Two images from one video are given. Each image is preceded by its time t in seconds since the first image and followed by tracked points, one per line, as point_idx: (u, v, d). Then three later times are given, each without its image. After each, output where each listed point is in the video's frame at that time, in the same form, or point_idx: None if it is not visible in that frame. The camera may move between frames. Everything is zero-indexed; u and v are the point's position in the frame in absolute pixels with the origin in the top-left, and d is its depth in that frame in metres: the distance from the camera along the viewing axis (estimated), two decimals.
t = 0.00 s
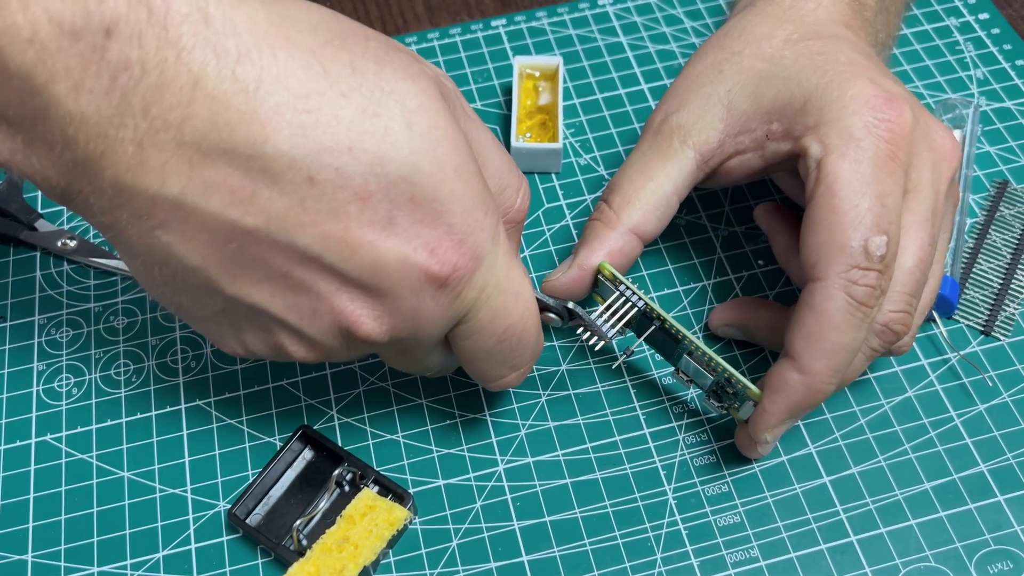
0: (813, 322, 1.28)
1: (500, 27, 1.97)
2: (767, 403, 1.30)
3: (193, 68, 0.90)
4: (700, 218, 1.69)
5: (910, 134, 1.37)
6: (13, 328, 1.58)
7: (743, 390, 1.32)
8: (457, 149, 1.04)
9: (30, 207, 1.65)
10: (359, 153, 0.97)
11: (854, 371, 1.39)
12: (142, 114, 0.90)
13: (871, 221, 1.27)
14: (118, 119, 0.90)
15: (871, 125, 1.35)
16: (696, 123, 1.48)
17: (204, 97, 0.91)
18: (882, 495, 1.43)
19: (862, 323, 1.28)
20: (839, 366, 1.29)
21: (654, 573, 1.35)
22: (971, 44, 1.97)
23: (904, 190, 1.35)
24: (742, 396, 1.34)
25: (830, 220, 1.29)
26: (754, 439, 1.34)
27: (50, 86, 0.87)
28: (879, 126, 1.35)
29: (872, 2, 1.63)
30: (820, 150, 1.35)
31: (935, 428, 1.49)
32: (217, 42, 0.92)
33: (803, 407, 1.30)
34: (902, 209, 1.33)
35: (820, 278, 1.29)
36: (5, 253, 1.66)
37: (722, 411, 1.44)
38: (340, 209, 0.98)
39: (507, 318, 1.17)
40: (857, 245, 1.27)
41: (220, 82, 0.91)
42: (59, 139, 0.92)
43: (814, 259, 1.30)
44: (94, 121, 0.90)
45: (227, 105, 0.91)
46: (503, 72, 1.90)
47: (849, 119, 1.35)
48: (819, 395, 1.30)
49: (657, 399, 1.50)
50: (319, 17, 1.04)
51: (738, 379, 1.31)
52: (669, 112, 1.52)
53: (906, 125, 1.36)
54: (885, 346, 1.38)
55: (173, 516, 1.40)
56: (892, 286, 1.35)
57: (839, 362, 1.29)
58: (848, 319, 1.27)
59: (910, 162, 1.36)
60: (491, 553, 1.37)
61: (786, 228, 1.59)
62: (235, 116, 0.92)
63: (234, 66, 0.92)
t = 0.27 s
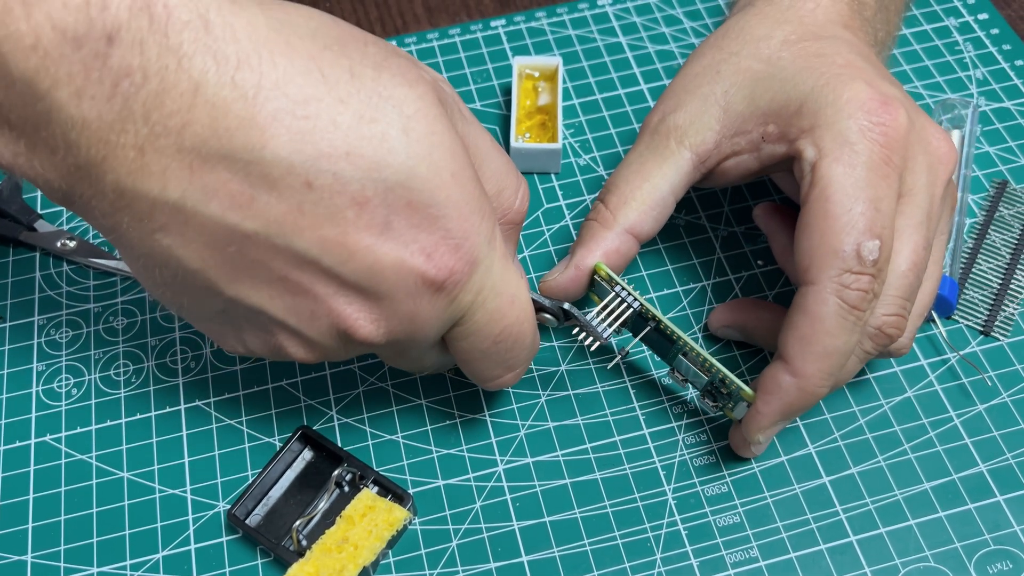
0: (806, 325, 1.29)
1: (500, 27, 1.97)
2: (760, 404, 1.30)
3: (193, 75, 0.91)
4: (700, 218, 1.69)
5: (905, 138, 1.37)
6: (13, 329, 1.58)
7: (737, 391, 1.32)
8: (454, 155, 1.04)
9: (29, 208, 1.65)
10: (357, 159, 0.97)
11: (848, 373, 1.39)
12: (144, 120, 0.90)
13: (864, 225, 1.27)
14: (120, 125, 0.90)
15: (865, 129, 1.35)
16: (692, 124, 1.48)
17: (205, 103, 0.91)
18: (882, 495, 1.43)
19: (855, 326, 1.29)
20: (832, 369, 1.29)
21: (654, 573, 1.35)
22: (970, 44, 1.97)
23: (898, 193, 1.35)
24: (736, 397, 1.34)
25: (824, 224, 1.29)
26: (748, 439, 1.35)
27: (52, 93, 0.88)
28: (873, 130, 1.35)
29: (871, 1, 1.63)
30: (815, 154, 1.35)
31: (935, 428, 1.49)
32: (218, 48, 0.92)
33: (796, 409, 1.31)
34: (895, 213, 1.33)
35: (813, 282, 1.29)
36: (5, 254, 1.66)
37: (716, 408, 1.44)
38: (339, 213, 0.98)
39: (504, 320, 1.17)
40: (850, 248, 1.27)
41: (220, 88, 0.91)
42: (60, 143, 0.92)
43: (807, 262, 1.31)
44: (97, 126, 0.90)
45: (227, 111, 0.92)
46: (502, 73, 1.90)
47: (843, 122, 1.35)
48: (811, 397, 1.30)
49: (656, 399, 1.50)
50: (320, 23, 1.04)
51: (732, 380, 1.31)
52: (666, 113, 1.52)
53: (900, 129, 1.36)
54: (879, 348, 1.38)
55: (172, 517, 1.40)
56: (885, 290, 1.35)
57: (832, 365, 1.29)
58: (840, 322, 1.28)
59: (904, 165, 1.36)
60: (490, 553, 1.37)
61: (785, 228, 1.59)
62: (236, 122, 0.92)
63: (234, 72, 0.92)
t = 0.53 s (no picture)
0: (804, 326, 1.29)
1: (499, 28, 1.97)
2: (758, 404, 1.31)
3: (196, 76, 0.91)
4: (699, 218, 1.69)
5: (902, 138, 1.37)
6: (12, 330, 1.58)
7: (736, 391, 1.32)
8: (454, 156, 1.04)
9: (29, 208, 1.64)
10: (357, 160, 0.97)
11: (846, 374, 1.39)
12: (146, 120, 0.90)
13: (861, 225, 1.28)
14: (122, 125, 0.90)
15: (863, 129, 1.35)
16: (690, 125, 1.48)
17: (207, 104, 0.91)
18: (881, 495, 1.43)
19: (853, 327, 1.29)
20: (830, 369, 1.30)
21: (653, 573, 1.35)
22: (969, 44, 1.97)
23: (896, 193, 1.35)
24: (735, 398, 1.34)
25: (821, 225, 1.29)
26: (746, 439, 1.36)
27: (56, 94, 0.88)
28: (870, 130, 1.35)
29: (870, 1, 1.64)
30: (812, 154, 1.35)
31: (934, 428, 1.49)
32: (220, 49, 0.93)
33: (794, 409, 1.31)
34: (893, 213, 1.33)
35: (811, 282, 1.29)
36: (4, 255, 1.66)
37: (716, 410, 1.45)
38: (339, 214, 0.98)
39: (503, 321, 1.17)
40: (847, 249, 1.27)
41: (222, 88, 0.92)
42: (61, 143, 0.92)
43: (806, 262, 1.31)
44: (99, 127, 0.90)
45: (229, 112, 0.92)
46: (502, 73, 1.90)
47: (841, 123, 1.35)
48: (809, 398, 1.30)
49: (656, 399, 1.50)
50: (322, 26, 1.05)
51: (731, 381, 1.31)
52: (665, 113, 1.52)
53: (897, 129, 1.36)
54: (878, 349, 1.38)
55: (172, 517, 1.40)
56: (883, 290, 1.35)
57: (830, 365, 1.29)
58: (838, 323, 1.28)
59: (902, 165, 1.36)
60: (490, 553, 1.37)
61: (785, 228, 1.59)
62: (238, 123, 0.92)
63: (235, 74, 0.93)
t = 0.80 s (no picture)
0: (800, 326, 1.29)
1: (498, 28, 1.97)
2: (755, 404, 1.31)
3: (197, 77, 0.91)
4: (699, 219, 1.69)
5: (898, 137, 1.37)
6: (12, 331, 1.58)
7: (733, 390, 1.33)
8: (452, 159, 1.04)
9: (28, 209, 1.65)
10: (357, 161, 0.97)
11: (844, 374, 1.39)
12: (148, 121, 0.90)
13: (857, 225, 1.28)
14: (126, 126, 0.90)
15: (858, 129, 1.35)
16: (687, 125, 1.48)
17: (209, 105, 0.91)
18: (881, 495, 1.43)
19: (849, 326, 1.29)
20: (826, 369, 1.30)
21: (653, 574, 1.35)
22: (968, 44, 1.97)
23: (893, 193, 1.35)
24: (732, 397, 1.35)
25: (816, 225, 1.29)
26: (743, 439, 1.36)
27: (60, 94, 0.88)
28: (866, 130, 1.35)
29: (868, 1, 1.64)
30: (808, 154, 1.36)
31: (933, 428, 1.49)
32: (221, 51, 0.93)
33: (790, 409, 1.31)
34: (889, 213, 1.33)
35: (806, 283, 1.29)
36: (4, 256, 1.66)
37: (714, 410, 1.45)
38: (339, 215, 0.98)
39: (501, 322, 1.17)
40: (843, 249, 1.27)
41: (223, 89, 0.92)
42: (63, 142, 0.92)
43: (802, 262, 1.31)
44: (102, 127, 0.90)
45: (230, 114, 0.92)
46: (501, 74, 1.90)
47: (837, 123, 1.35)
48: (806, 398, 1.30)
49: (655, 400, 1.50)
50: (323, 30, 1.05)
51: (727, 380, 1.31)
52: (662, 114, 1.52)
53: (893, 129, 1.36)
54: (874, 348, 1.38)
55: (172, 518, 1.40)
56: (880, 290, 1.35)
57: (826, 365, 1.29)
58: (834, 323, 1.28)
59: (898, 164, 1.36)
60: (490, 553, 1.37)
61: (784, 228, 1.59)
62: (239, 124, 0.92)
63: (237, 75, 0.93)
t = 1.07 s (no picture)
0: (793, 325, 1.29)
1: (498, 29, 1.98)
2: (747, 402, 1.31)
3: (215, 84, 0.91)
4: (698, 219, 1.70)
5: (890, 136, 1.37)
6: (12, 331, 1.59)
7: (725, 388, 1.33)
8: (461, 161, 1.04)
9: (28, 210, 1.65)
10: (371, 164, 0.97)
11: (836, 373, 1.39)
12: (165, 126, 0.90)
13: (850, 223, 1.28)
14: (145, 131, 0.90)
15: (850, 128, 1.35)
16: (680, 126, 1.49)
17: (226, 113, 0.91)
18: (879, 495, 1.43)
19: (842, 325, 1.29)
20: (819, 368, 1.30)
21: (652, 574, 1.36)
22: (967, 45, 1.97)
23: (885, 192, 1.35)
24: (725, 395, 1.35)
25: (809, 224, 1.29)
26: (736, 437, 1.36)
27: (82, 100, 0.87)
28: (858, 129, 1.35)
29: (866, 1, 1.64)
30: (801, 154, 1.36)
31: (933, 427, 1.50)
32: (237, 58, 0.93)
33: (783, 407, 1.31)
34: (882, 212, 1.33)
35: (800, 282, 1.29)
36: (4, 257, 1.66)
37: (708, 408, 1.45)
38: (350, 217, 0.98)
39: (504, 316, 1.18)
40: (835, 247, 1.27)
41: (240, 97, 0.92)
42: (70, 138, 0.91)
43: (795, 261, 1.31)
44: (122, 133, 0.90)
45: (247, 120, 0.92)
46: (500, 75, 1.90)
47: (829, 122, 1.36)
48: (799, 396, 1.30)
49: (654, 400, 1.50)
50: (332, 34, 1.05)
51: (720, 378, 1.32)
52: (658, 114, 1.53)
53: (885, 128, 1.36)
54: (867, 347, 1.38)
55: (171, 519, 1.41)
56: (873, 289, 1.36)
57: (819, 364, 1.29)
58: (826, 322, 1.28)
59: (891, 164, 1.36)
60: (489, 554, 1.37)
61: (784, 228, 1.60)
62: (255, 131, 0.92)
63: (253, 82, 0.93)
